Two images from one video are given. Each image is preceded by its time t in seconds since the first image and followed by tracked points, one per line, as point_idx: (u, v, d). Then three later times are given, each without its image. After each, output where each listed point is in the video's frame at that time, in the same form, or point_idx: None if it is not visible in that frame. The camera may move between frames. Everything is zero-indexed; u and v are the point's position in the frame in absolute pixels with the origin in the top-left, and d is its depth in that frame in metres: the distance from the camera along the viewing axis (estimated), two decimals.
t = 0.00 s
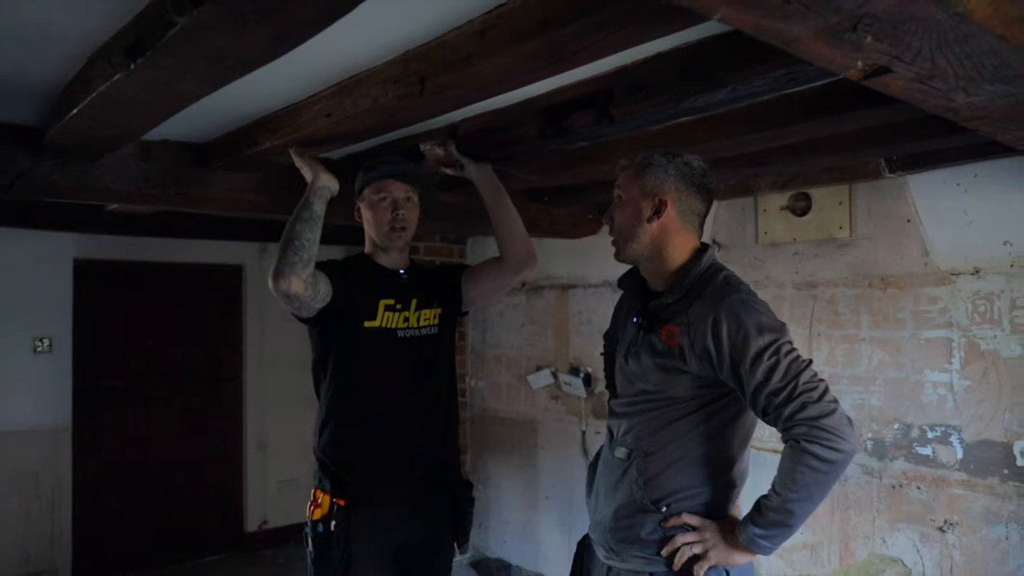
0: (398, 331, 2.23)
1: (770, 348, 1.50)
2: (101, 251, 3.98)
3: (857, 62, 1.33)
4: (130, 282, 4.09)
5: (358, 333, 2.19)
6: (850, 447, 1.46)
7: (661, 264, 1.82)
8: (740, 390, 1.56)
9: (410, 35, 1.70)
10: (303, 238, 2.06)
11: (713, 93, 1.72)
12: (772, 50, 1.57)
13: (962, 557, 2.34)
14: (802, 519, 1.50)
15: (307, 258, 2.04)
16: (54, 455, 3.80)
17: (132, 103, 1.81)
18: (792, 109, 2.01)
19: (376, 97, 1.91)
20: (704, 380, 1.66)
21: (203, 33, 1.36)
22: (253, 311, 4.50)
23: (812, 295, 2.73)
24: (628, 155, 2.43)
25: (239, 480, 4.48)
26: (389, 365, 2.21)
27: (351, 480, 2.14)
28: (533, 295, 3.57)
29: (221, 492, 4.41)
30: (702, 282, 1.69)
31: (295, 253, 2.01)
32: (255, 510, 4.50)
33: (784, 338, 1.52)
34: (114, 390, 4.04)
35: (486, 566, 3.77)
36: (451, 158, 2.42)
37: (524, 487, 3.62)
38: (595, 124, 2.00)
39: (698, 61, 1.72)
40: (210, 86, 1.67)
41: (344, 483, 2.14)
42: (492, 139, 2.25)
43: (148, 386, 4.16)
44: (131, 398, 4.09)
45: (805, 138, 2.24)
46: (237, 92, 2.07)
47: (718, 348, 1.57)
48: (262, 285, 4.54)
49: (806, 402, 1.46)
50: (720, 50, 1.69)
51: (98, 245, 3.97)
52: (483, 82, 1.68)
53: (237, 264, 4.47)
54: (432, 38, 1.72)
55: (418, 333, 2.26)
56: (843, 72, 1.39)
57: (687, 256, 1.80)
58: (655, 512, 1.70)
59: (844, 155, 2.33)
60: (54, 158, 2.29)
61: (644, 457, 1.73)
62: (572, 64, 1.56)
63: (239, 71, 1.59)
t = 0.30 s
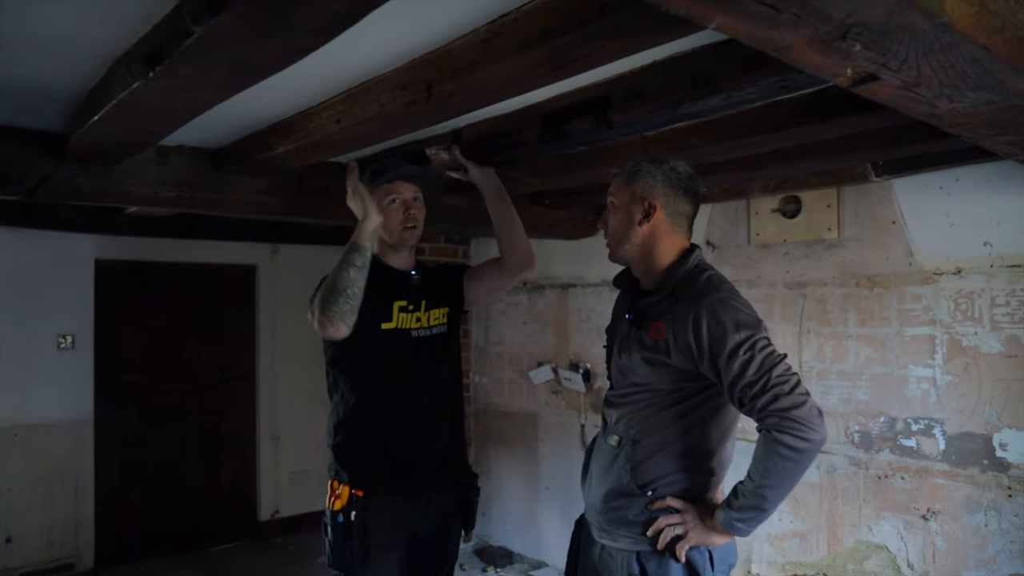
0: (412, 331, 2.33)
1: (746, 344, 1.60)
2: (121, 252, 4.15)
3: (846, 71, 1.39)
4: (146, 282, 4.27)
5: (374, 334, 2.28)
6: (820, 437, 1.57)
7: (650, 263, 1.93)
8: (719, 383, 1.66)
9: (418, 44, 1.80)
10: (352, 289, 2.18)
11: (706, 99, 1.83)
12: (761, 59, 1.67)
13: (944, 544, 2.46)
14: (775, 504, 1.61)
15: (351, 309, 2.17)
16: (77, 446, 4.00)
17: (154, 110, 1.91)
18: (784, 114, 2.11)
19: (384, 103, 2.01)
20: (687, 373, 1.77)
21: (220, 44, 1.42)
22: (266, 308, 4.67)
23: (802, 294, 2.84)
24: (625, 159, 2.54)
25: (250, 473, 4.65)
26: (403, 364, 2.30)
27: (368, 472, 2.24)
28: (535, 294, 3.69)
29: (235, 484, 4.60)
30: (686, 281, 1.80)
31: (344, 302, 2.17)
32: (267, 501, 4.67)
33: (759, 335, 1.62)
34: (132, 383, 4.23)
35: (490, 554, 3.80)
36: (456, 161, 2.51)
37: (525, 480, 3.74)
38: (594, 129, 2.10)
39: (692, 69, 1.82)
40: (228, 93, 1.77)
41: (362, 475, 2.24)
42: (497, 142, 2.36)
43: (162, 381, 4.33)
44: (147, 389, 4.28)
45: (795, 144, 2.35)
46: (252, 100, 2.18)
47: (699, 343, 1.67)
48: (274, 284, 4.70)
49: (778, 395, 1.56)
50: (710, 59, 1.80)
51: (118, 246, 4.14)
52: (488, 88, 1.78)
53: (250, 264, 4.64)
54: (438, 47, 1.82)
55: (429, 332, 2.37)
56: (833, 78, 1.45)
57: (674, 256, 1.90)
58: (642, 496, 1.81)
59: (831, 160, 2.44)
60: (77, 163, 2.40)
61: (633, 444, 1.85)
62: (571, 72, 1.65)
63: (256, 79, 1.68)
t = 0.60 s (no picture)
0: (424, 329, 2.30)
1: (746, 330, 1.66)
2: (125, 252, 4.16)
3: (851, 68, 1.40)
4: (151, 281, 4.28)
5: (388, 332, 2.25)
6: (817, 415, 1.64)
7: (650, 264, 1.94)
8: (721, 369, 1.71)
9: (422, 43, 1.80)
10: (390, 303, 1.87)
11: (710, 96, 1.83)
12: (764, 57, 1.67)
13: (948, 541, 2.46)
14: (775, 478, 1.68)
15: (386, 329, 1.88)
16: (84, 444, 4.01)
17: (158, 109, 1.92)
18: (787, 111, 2.11)
19: (387, 102, 2.02)
20: (686, 362, 1.80)
21: (224, 43, 1.43)
22: (270, 306, 4.69)
23: (805, 292, 2.84)
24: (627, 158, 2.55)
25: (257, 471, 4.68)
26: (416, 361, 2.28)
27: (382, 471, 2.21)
28: (538, 292, 3.69)
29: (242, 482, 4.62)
30: (685, 273, 1.83)
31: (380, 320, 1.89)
32: (273, 499, 4.71)
33: (758, 323, 1.68)
34: (139, 382, 4.25)
35: (495, 551, 3.82)
36: (460, 160, 2.53)
37: (529, 477, 3.75)
38: (597, 127, 2.11)
39: (694, 67, 1.83)
40: (232, 92, 1.77)
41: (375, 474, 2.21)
42: (500, 140, 2.37)
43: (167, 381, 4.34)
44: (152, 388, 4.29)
45: (799, 141, 2.36)
46: (255, 99, 2.19)
47: (701, 332, 1.71)
48: (278, 282, 4.73)
49: (777, 376, 1.64)
50: (711, 57, 1.80)
51: (122, 246, 4.15)
52: (491, 86, 1.79)
53: (254, 263, 4.65)
54: (439, 45, 1.82)
55: (440, 329, 2.35)
56: (837, 75, 1.46)
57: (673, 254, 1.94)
58: (645, 478, 1.81)
59: (835, 157, 2.44)
60: (82, 163, 2.42)
61: (634, 432, 1.84)
62: (575, 69, 1.66)
63: (260, 79, 1.68)
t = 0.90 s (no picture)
0: (423, 330, 2.21)
1: (764, 322, 2.02)
2: (127, 251, 4.17)
3: (851, 64, 1.39)
4: (152, 280, 4.29)
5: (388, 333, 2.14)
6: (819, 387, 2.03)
7: (652, 269, 2.23)
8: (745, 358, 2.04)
9: (421, 41, 1.80)
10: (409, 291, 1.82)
11: (710, 94, 1.83)
12: (765, 53, 1.67)
13: (950, 539, 2.46)
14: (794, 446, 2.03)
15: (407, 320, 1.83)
16: (87, 443, 4.02)
17: (159, 108, 1.92)
18: (789, 108, 2.11)
19: (387, 100, 2.02)
20: (705, 357, 2.08)
21: (222, 41, 1.42)
22: (272, 306, 4.69)
23: (807, 290, 2.83)
24: (627, 156, 2.55)
25: (259, 470, 4.68)
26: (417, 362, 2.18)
27: (391, 478, 2.10)
28: (540, 291, 3.69)
29: (244, 480, 4.63)
30: (694, 281, 2.14)
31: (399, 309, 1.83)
32: (275, 498, 4.70)
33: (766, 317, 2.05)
34: (141, 381, 4.25)
35: (496, 549, 3.84)
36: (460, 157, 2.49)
37: (531, 475, 3.75)
38: (597, 125, 2.11)
39: (695, 64, 1.82)
40: (232, 91, 1.77)
41: (385, 481, 2.10)
42: (501, 138, 2.37)
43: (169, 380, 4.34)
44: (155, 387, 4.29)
45: (799, 139, 2.36)
46: (255, 98, 2.19)
47: (726, 328, 2.03)
48: (280, 281, 4.72)
49: (794, 359, 2.01)
50: (712, 54, 1.80)
51: (124, 246, 4.15)
52: (491, 84, 1.79)
53: (256, 262, 4.65)
54: (440, 43, 1.82)
55: (437, 329, 2.26)
56: (838, 72, 1.45)
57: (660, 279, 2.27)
58: (680, 466, 2.03)
59: (837, 154, 2.43)
60: (83, 162, 2.42)
61: (666, 425, 2.06)
62: (576, 66, 1.66)
63: (260, 78, 1.68)
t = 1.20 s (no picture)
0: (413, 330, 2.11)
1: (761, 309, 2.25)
2: (120, 251, 4.15)
3: (841, 61, 1.40)
4: (144, 279, 4.27)
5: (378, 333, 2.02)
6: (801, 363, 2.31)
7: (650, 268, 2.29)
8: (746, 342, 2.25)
9: (412, 39, 1.80)
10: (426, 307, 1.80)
11: (702, 93, 1.83)
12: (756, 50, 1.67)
13: (942, 534, 2.47)
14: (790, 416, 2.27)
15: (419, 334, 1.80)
16: (80, 444, 4.00)
17: (148, 108, 1.91)
18: (781, 106, 2.11)
19: (378, 99, 2.02)
20: (714, 346, 2.23)
21: (211, 39, 1.42)
22: (264, 306, 4.65)
23: (799, 287, 2.85)
24: (620, 154, 2.56)
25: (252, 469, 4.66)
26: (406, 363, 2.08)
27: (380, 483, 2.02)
28: (533, 289, 3.69)
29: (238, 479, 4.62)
30: (694, 276, 2.27)
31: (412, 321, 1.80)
32: (269, 496, 4.66)
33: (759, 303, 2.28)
34: (134, 382, 4.24)
35: (491, 548, 3.86)
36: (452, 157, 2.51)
37: (525, 473, 3.75)
38: (589, 124, 2.11)
39: (686, 62, 1.82)
40: (222, 90, 1.77)
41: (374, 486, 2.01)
42: (493, 137, 2.37)
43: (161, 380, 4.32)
44: (148, 388, 4.28)
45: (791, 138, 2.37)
46: (244, 96, 2.18)
47: (735, 316, 2.21)
48: (272, 281, 4.68)
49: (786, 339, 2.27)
50: (703, 51, 1.80)
51: (116, 246, 4.13)
52: (482, 81, 1.78)
53: (249, 261, 4.62)
54: (430, 41, 1.82)
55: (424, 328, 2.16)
56: (829, 69, 1.46)
57: (660, 277, 2.31)
58: (703, 449, 2.16)
59: (829, 151, 2.43)
60: (72, 162, 2.41)
61: (690, 413, 2.16)
62: (568, 64, 1.65)
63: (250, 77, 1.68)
